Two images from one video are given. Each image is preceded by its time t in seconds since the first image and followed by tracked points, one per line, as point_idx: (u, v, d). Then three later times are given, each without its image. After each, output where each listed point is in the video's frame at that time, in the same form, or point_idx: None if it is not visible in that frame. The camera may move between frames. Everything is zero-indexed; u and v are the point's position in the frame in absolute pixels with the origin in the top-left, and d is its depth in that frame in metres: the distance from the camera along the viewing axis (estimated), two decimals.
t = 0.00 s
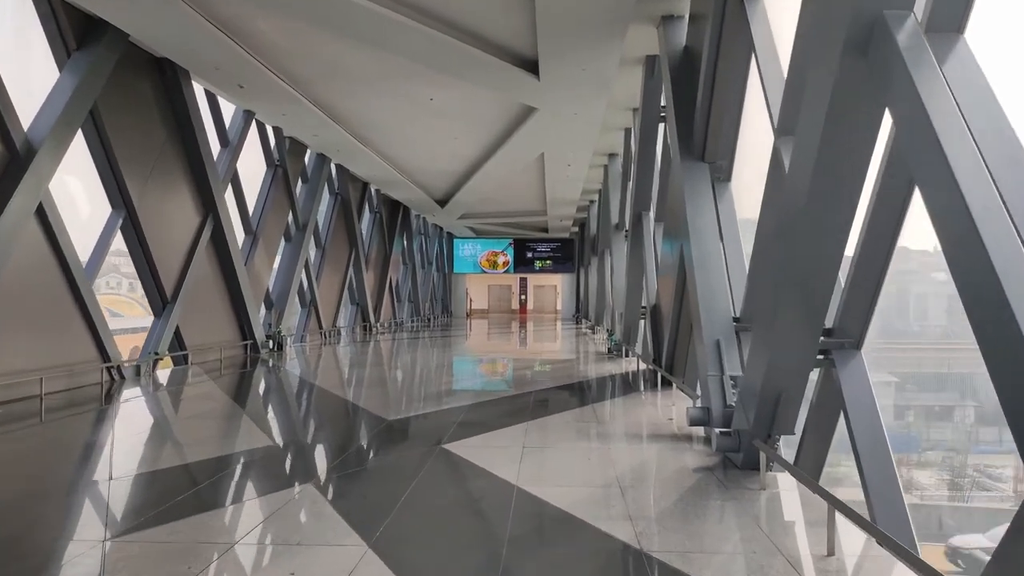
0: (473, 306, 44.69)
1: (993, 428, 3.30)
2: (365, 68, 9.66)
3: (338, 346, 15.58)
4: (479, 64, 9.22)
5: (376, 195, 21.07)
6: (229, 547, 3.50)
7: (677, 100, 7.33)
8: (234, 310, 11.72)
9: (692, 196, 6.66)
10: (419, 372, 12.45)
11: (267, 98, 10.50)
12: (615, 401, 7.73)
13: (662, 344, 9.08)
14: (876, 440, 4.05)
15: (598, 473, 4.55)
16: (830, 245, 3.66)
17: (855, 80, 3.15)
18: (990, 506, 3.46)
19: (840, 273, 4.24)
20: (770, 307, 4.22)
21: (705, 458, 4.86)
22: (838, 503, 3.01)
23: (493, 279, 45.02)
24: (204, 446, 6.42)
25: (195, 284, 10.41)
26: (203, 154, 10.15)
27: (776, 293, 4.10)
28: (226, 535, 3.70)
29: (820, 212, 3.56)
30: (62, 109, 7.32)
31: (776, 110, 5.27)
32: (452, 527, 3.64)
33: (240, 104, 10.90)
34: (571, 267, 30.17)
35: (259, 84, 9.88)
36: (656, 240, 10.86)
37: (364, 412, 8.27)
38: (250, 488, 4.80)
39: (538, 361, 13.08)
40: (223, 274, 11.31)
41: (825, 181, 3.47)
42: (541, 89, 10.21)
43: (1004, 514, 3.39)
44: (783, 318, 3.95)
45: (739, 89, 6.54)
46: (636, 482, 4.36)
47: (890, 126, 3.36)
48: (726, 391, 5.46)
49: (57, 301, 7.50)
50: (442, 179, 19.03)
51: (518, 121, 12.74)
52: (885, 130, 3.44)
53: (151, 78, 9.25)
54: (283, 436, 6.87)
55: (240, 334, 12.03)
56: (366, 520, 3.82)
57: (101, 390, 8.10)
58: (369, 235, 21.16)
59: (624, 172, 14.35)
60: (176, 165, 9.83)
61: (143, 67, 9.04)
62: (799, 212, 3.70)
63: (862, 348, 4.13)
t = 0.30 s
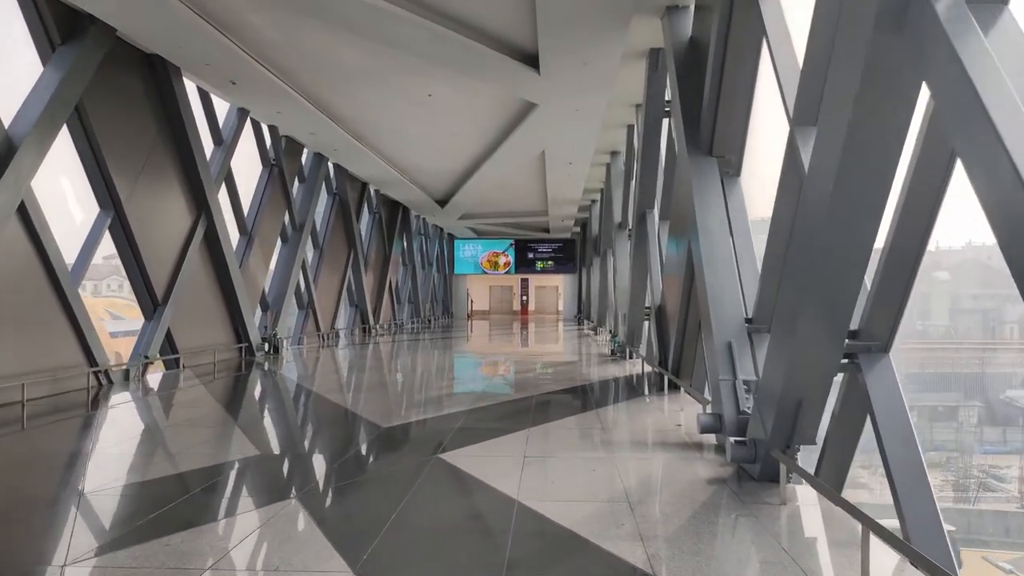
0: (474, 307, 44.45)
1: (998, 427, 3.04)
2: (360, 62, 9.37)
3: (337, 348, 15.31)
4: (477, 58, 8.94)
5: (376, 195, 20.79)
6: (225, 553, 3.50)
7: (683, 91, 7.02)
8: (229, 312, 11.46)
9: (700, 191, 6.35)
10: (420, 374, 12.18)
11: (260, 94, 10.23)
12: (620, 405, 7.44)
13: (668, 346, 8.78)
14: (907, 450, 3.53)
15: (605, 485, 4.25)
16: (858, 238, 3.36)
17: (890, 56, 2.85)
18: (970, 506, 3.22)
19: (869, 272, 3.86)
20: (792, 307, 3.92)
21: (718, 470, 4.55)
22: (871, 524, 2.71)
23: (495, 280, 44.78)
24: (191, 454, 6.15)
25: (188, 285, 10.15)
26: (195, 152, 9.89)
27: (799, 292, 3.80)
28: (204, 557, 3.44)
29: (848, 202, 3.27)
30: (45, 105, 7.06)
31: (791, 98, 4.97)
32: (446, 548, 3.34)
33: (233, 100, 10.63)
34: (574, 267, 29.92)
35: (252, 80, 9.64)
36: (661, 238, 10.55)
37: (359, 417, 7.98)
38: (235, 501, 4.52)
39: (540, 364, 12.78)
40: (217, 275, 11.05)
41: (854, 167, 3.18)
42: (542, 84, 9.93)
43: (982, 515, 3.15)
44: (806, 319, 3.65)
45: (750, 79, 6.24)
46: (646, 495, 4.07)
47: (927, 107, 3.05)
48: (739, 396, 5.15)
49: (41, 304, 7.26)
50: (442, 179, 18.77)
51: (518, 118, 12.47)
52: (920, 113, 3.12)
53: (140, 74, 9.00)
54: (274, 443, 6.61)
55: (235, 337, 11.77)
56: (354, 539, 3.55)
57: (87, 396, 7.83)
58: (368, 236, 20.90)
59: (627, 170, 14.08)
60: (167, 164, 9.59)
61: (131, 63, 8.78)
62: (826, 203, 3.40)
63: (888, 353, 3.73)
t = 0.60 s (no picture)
0: (474, 306, 44.15)
1: None
2: (355, 54, 9.05)
3: (333, 349, 15.02)
4: (476, 49, 8.61)
5: (373, 192, 20.48)
6: (219, 561, 3.43)
7: (691, 80, 6.70)
8: (221, 312, 11.17)
9: (709, 185, 6.01)
10: (418, 375, 11.89)
11: (251, 87, 9.91)
12: (624, 409, 7.14)
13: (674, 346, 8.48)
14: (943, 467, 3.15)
15: (612, 499, 3.96)
16: (893, 231, 3.04)
17: (936, 28, 2.52)
18: (967, 505, 3.07)
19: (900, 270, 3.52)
20: (818, 307, 3.60)
21: (731, 483, 4.24)
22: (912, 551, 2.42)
23: (494, 278, 44.48)
24: (177, 462, 5.87)
25: (177, 285, 9.85)
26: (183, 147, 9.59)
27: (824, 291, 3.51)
28: None
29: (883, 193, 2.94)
30: (21, 97, 6.74)
31: (809, 84, 4.65)
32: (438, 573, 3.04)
33: (226, 94, 10.31)
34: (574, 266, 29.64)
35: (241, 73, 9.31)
36: (666, 235, 10.24)
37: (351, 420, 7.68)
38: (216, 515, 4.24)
39: (540, 364, 12.49)
40: (208, 274, 10.75)
41: (886, 153, 2.89)
42: (542, 75, 9.60)
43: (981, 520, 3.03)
44: (832, 320, 3.34)
45: (762, 67, 5.92)
46: (657, 511, 3.78)
47: (972, 87, 2.70)
48: (752, 401, 4.86)
49: (21, 305, 6.96)
50: (441, 176, 18.46)
51: (518, 113, 12.15)
52: (964, 92, 2.74)
53: (124, 66, 8.69)
54: (263, 450, 6.32)
55: (227, 338, 11.47)
56: (339, 562, 3.26)
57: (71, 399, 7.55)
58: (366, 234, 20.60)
59: (629, 166, 13.79)
60: (154, 159, 9.29)
61: (115, 54, 8.48)
62: (855, 194, 3.12)
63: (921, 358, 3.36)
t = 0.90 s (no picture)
0: (474, 307, 43.88)
1: None
2: (349, 46, 8.79)
3: (329, 350, 14.72)
4: (474, 41, 8.34)
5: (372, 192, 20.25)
6: (208, 565, 3.33)
7: (696, 71, 6.41)
8: (213, 312, 10.90)
9: (716, 181, 5.70)
10: (414, 377, 11.61)
11: (243, 81, 9.68)
12: (626, 415, 6.84)
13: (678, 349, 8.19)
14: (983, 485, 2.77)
15: (614, 514, 3.66)
16: (929, 224, 2.74)
17: None
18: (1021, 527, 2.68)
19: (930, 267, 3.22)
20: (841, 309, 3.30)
21: (743, 498, 3.94)
22: None
23: (495, 280, 44.21)
24: (156, 468, 5.59)
25: (167, 284, 9.59)
26: (173, 142, 9.34)
27: (849, 291, 3.20)
28: None
29: (920, 180, 2.64)
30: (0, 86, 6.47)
31: (825, 71, 4.37)
32: None
33: (216, 88, 10.04)
34: (576, 267, 29.37)
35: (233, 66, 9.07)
36: (669, 234, 9.95)
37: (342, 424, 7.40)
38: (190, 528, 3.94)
39: (540, 367, 12.19)
40: (199, 273, 10.48)
41: (922, 137, 2.58)
42: (543, 69, 9.33)
43: None
44: (859, 323, 3.04)
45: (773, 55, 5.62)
46: (662, 527, 3.48)
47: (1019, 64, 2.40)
48: (763, 408, 4.57)
49: None
50: (440, 175, 18.21)
51: (518, 109, 11.90)
52: (1010, 70, 2.46)
53: (110, 57, 8.41)
54: (249, 455, 6.03)
55: (219, 339, 11.20)
56: None
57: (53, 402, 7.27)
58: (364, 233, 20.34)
59: (631, 164, 13.51)
60: (141, 153, 9.03)
61: (100, 44, 8.19)
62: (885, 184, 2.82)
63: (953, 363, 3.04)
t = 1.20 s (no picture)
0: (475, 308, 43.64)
1: None
2: (342, 41, 8.52)
3: (326, 353, 14.46)
4: (471, 33, 8.05)
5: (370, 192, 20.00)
6: None
7: (703, 61, 6.12)
8: (205, 315, 10.64)
9: (725, 177, 5.40)
10: (412, 381, 11.34)
11: (234, 78, 9.42)
12: (631, 422, 6.56)
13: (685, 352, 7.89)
14: None
15: (621, 538, 3.38)
16: (976, 221, 2.44)
17: None
18: None
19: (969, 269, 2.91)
20: (872, 317, 3.00)
21: (760, 519, 3.65)
22: None
23: (496, 280, 43.97)
24: (139, 480, 5.33)
25: (157, 287, 9.33)
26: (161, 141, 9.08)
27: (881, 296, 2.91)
28: None
29: (966, 171, 2.34)
30: None
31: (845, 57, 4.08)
32: None
33: (207, 85, 9.78)
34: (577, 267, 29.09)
35: (223, 62, 8.81)
36: (674, 233, 9.66)
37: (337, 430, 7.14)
38: (163, 549, 3.67)
39: (541, 369, 11.91)
40: (191, 275, 10.22)
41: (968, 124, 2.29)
42: (543, 63, 9.04)
43: None
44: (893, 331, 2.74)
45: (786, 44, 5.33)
46: (673, 552, 3.20)
47: None
48: (778, 418, 4.28)
49: None
50: (439, 175, 17.94)
51: (517, 106, 11.62)
52: None
53: (95, 53, 8.14)
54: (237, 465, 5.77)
55: (212, 342, 10.94)
56: None
57: (36, 410, 7.01)
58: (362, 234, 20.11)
59: (634, 162, 13.22)
60: (129, 153, 8.77)
61: (83, 40, 7.92)
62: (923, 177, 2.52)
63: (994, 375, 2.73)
